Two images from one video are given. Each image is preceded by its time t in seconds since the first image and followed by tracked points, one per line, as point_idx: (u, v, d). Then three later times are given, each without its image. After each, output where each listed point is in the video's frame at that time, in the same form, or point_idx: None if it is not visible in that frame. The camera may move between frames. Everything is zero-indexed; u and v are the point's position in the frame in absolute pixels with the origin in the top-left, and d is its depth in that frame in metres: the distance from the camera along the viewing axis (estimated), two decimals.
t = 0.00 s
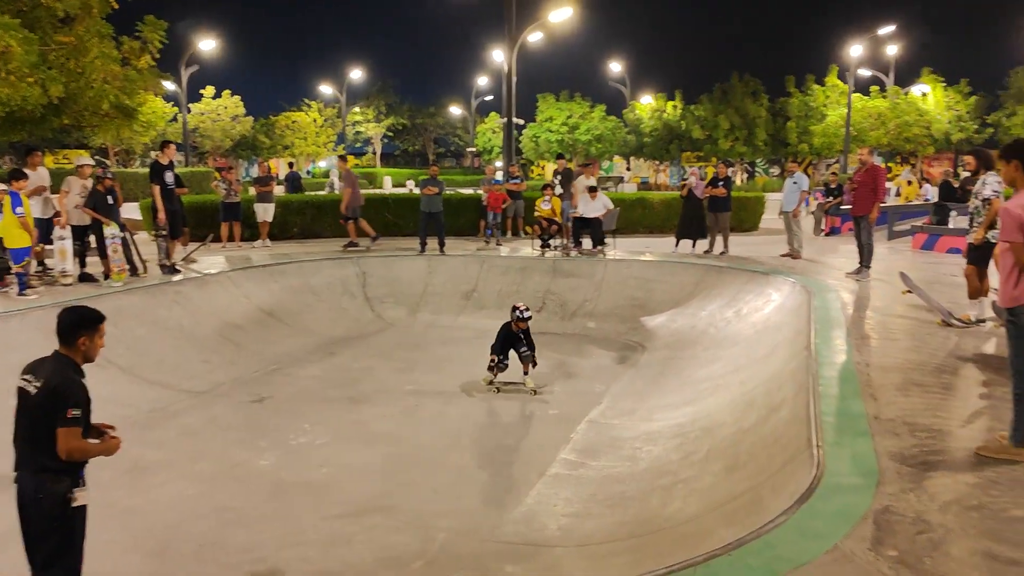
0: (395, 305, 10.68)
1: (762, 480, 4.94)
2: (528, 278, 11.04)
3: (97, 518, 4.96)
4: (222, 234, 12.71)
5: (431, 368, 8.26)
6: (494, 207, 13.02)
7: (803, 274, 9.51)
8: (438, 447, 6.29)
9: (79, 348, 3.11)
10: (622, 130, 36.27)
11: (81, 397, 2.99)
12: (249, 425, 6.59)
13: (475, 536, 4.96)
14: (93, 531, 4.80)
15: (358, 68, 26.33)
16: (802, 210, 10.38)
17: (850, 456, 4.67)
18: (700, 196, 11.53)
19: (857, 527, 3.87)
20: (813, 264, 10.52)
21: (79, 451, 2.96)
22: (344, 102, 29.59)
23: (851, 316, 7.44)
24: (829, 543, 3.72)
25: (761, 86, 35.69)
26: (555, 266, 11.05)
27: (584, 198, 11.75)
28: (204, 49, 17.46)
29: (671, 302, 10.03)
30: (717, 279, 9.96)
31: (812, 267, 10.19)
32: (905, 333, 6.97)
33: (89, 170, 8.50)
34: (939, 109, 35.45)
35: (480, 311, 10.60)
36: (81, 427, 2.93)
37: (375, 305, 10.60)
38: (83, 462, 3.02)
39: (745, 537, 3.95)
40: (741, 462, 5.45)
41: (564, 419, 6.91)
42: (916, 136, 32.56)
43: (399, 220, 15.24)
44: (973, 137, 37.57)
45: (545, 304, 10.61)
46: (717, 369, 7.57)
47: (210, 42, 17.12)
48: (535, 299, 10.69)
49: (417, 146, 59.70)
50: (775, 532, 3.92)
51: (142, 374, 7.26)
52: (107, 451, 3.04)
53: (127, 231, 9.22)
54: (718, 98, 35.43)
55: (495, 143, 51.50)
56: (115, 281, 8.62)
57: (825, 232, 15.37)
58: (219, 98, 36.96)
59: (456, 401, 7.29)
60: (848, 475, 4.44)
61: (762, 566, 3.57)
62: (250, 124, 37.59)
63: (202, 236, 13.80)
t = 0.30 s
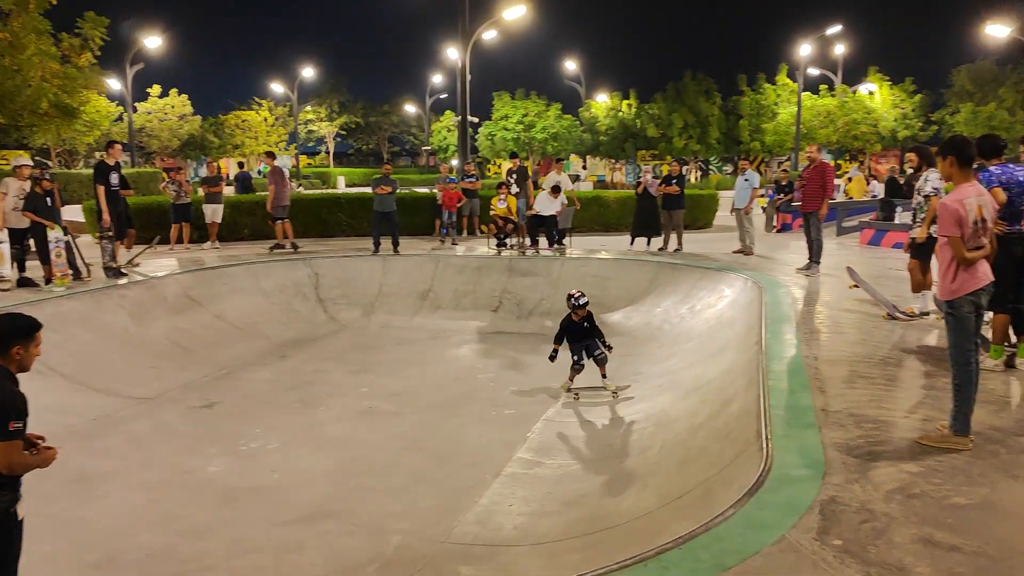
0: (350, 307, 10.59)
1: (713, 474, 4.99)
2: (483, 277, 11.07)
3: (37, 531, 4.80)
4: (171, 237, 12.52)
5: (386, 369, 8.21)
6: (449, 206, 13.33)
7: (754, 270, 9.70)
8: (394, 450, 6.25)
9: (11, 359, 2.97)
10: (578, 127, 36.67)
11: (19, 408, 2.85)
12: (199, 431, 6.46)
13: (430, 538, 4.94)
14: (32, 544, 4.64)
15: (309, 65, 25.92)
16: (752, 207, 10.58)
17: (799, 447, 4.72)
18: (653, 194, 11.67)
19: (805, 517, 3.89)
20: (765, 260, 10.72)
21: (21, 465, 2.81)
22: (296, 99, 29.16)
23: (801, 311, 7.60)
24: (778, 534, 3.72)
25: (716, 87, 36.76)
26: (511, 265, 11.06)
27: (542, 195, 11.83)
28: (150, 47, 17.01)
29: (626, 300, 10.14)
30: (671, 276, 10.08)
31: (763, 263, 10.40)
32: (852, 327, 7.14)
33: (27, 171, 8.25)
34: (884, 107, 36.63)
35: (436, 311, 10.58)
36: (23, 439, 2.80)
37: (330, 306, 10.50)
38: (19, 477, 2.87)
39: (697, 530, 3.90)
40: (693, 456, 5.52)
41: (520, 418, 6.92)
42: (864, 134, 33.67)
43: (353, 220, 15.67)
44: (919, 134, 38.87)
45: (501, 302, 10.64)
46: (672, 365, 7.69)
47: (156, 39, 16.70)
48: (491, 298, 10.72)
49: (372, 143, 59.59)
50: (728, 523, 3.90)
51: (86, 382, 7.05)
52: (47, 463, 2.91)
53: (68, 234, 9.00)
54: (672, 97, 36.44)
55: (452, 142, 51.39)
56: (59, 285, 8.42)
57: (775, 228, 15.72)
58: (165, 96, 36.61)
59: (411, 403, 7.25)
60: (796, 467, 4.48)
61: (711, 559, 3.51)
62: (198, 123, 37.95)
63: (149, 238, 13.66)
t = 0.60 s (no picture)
0: (314, 310, 10.53)
1: (676, 471, 5.03)
2: (448, 278, 11.14)
3: None
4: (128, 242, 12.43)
5: (351, 372, 8.20)
6: (412, 207, 13.35)
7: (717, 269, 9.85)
8: (358, 454, 6.24)
9: None
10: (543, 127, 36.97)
11: None
12: (159, 439, 6.39)
13: (395, 541, 4.93)
14: None
15: (270, 67, 25.71)
16: (714, 206, 10.73)
17: (762, 442, 4.74)
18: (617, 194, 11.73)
19: (767, 510, 3.87)
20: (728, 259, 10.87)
21: None
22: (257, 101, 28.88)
23: (762, 309, 7.75)
24: (740, 527, 3.69)
25: (676, 87, 36.94)
26: (476, 265, 11.20)
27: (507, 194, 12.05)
28: (106, 48, 16.72)
29: (590, 300, 10.23)
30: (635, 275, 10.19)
31: (725, 262, 10.58)
32: (811, 325, 7.28)
33: None
34: (840, 107, 37.50)
35: (402, 313, 10.58)
36: None
37: (294, 309, 10.44)
38: None
39: (660, 526, 3.83)
40: (657, 454, 5.58)
41: (486, 419, 6.95)
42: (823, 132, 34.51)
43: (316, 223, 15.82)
44: (876, 133, 39.86)
45: (466, 304, 10.68)
46: (637, 364, 7.79)
47: (112, 41, 16.43)
48: (456, 300, 10.77)
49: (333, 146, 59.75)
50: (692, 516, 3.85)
51: (43, 391, 6.93)
52: None
53: (21, 240, 8.83)
54: (634, 97, 36.72)
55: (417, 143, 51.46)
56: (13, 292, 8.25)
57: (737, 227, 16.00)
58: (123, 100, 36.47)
59: (375, 405, 7.25)
60: (757, 460, 4.50)
61: (674, 555, 3.45)
62: (156, 126, 37.96)
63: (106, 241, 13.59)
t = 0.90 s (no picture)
0: (290, 312, 10.46)
1: (652, 468, 5.06)
2: (424, 279, 11.13)
3: None
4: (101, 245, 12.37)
5: (327, 374, 8.16)
6: (387, 207, 13.48)
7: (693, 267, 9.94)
8: (335, 456, 6.21)
9: None
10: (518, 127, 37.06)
11: None
12: (133, 445, 6.32)
13: (374, 543, 4.91)
14: None
15: (243, 69, 25.51)
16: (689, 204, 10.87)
17: (738, 437, 4.79)
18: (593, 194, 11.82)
19: (743, 506, 3.91)
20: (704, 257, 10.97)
21: None
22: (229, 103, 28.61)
23: (737, 307, 7.83)
24: (717, 523, 3.72)
25: (651, 86, 37.03)
26: (452, 265, 11.19)
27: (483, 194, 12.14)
28: (74, 49, 16.47)
29: (567, 299, 10.28)
30: (611, 274, 10.26)
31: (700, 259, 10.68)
32: (786, 321, 7.37)
33: None
34: (813, 105, 38.00)
35: (378, 314, 10.55)
36: None
37: (269, 312, 10.37)
38: None
39: (637, 523, 3.84)
40: (634, 451, 5.62)
41: (464, 420, 6.95)
42: (795, 131, 35.07)
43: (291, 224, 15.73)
44: (847, 131, 40.53)
45: (443, 304, 10.69)
46: (614, 362, 7.84)
47: (80, 42, 16.19)
48: (433, 300, 10.77)
49: (309, 147, 59.42)
50: (668, 513, 3.89)
51: (11, 397, 6.82)
52: None
53: None
54: (609, 96, 36.75)
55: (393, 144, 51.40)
56: None
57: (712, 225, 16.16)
58: (93, 102, 35.89)
59: (352, 407, 7.23)
60: (732, 456, 4.55)
61: (651, 552, 3.47)
62: (127, 128, 37.19)
63: (77, 246, 13.43)
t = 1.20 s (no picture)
0: (275, 315, 10.41)
1: (639, 467, 5.07)
2: (410, 280, 11.10)
3: None
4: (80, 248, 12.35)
5: (312, 377, 8.13)
6: (372, 209, 13.35)
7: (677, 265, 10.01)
8: (322, 459, 6.19)
9: None
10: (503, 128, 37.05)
11: None
12: (117, 451, 6.27)
13: (363, 546, 4.89)
14: None
15: (224, 70, 25.33)
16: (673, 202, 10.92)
17: (723, 435, 4.81)
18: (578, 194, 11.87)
19: (729, 504, 3.93)
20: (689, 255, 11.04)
21: None
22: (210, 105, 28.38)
23: (723, 305, 7.87)
24: (704, 521, 3.73)
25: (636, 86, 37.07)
26: (437, 266, 11.18)
27: (465, 195, 12.09)
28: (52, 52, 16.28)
29: (552, 298, 10.30)
30: (596, 273, 10.29)
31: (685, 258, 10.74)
32: (771, 318, 7.42)
33: None
34: (796, 104, 38.28)
35: (364, 316, 10.53)
36: None
37: (254, 315, 10.32)
38: None
39: (624, 523, 3.85)
40: (621, 450, 5.63)
41: (451, 421, 6.94)
42: (778, 129, 35.36)
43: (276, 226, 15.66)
44: (830, 129, 40.90)
45: (429, 305, 10.68)
46: (600, 362, 7.87)
47: (59, 44, 16.01)
48: (419, 301, 10.76)
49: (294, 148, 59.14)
50: (655, 512, 3.89)
51: None
52: None
53: None
54: (592, 96, 36.73)
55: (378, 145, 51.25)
56: None
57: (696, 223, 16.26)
58: (72, 104, 35.50)
59: (339, 410, 7.20)
60: (718, 454, 4.57)
61: (640, 551, 3.48)
62: (107, 130, 36.93)
63: (58, 250, 13.31)
